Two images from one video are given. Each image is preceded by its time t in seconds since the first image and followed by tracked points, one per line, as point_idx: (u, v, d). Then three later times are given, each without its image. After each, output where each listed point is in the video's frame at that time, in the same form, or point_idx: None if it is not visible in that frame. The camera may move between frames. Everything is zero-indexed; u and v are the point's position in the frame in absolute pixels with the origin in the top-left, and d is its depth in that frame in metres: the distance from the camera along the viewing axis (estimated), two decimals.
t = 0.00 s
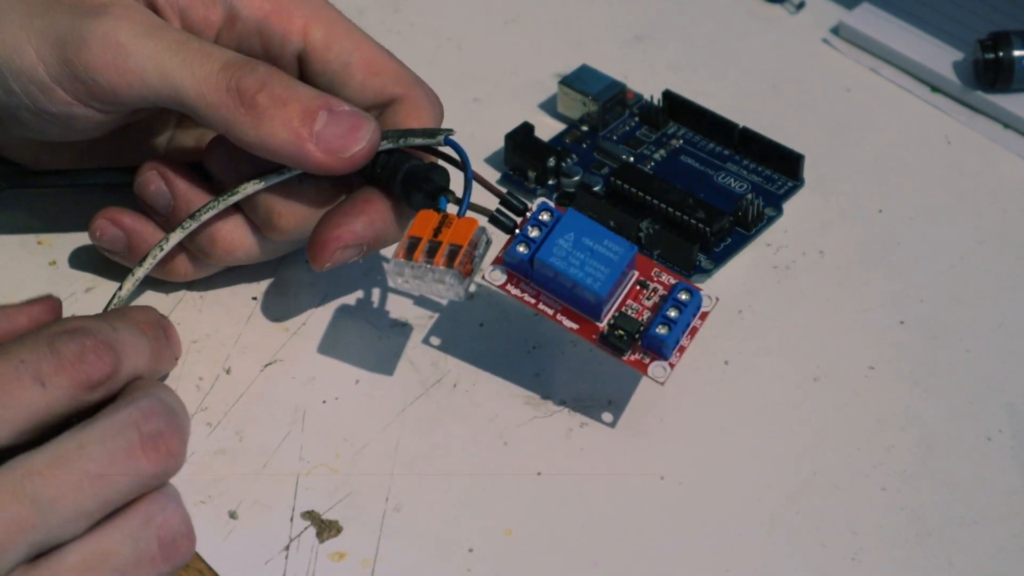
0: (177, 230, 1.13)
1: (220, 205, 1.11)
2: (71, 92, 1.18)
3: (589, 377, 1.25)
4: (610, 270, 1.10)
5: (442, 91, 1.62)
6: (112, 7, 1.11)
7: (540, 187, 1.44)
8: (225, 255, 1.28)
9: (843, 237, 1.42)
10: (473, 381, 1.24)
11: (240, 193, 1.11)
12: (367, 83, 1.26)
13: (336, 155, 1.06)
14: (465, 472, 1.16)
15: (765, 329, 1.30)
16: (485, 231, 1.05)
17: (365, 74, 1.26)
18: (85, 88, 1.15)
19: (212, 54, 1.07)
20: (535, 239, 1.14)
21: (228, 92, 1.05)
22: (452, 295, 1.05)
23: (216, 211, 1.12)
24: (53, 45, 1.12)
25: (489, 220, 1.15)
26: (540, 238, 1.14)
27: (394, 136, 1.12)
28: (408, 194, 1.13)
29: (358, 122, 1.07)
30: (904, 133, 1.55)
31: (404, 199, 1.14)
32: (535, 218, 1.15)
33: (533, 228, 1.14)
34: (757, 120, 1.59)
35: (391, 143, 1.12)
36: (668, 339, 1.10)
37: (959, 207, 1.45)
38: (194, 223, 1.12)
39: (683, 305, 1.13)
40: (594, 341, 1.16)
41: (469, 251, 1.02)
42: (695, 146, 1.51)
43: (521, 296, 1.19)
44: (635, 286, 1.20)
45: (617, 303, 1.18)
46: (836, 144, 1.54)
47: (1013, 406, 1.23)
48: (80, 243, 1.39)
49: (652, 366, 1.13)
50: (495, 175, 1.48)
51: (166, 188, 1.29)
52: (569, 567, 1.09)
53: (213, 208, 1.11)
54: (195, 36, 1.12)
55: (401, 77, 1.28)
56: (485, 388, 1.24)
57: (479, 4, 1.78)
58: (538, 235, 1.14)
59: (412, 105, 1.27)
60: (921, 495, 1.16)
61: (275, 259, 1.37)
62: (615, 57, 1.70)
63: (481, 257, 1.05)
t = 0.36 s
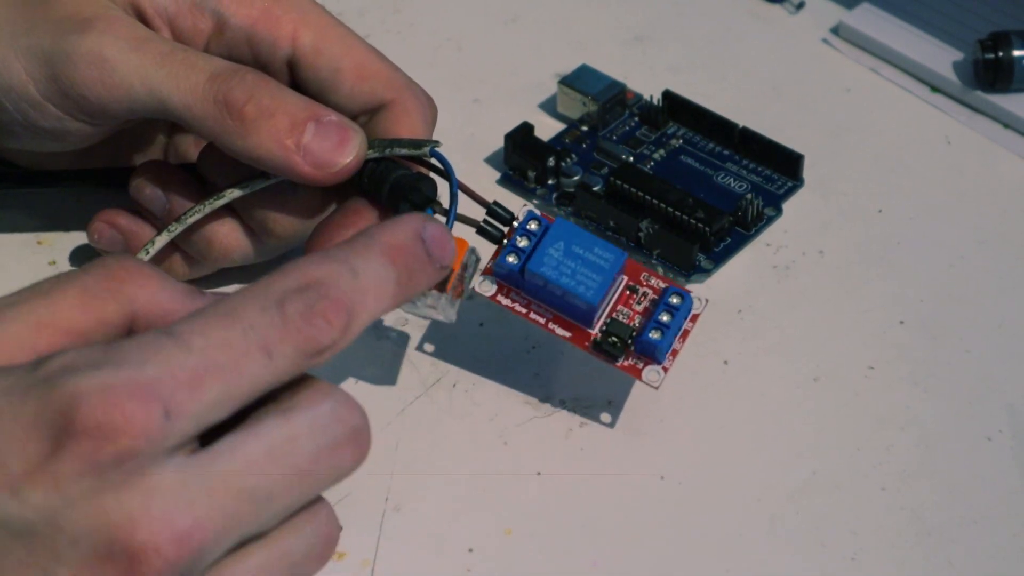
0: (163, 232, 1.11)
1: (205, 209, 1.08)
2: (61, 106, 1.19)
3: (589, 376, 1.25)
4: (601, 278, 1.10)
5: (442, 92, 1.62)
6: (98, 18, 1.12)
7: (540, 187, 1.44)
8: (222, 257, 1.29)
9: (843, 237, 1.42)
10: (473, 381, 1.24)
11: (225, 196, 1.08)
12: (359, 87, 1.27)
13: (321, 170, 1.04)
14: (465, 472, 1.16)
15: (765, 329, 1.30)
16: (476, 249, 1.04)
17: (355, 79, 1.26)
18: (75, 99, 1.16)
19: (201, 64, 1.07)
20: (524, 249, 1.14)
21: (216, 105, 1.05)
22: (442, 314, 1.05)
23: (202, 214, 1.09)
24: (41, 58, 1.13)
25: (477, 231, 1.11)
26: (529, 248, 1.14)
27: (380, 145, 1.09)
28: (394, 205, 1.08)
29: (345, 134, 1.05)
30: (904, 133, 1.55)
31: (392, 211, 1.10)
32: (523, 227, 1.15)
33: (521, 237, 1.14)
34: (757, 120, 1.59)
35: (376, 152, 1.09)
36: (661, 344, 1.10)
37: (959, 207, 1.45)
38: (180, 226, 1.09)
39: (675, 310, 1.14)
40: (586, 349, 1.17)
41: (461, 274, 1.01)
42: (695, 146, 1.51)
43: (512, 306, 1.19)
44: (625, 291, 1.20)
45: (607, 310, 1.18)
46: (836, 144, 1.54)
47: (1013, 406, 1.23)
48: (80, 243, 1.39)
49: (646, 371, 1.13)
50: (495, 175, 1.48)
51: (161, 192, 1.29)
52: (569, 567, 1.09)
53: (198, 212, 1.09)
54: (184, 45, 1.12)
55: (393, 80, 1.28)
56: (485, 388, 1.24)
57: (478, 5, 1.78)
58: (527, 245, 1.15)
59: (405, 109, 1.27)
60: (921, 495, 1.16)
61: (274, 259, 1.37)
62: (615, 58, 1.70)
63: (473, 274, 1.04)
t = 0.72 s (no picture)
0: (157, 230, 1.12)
1: (199, 206, 1.09)
2: (60, 105, 1.19)
3: (590, 376, 1.25)
4: (610, 277, 1.11)
5: (442, 92, 1.62)
6: (98, 17, 1.12)
7: (540, 187, 1.44)
8: (217, 256, 1.29)
9: (843, 237, 1.42)
10: (474, 380, 1.25)
11: (219, 193, 1.09)
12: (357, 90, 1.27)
13: (318, 171, 1.05)
14: (465, 472, 1.16)
15: (766, 329, 1.30)
16: (478, 268, 1.11)
17: (353, 82, 1.27)
18: (74, 99, 1.16)
19: (200, 63, 1.07)
20: (529, 254, 1.14)
21: (214, 103, 1.05)
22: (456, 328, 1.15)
23: (197, 212, 1.10)
24: (40, 58, 1.13)
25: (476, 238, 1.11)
26: (533, 253, 1.14)
27: (376, 149, 1.10)
28: (393, 212, 1.07)
29: (343, 136, 1.05)
30: (904, 133, 1.55)
31: (390, 218, 1.09)
32: (525, 232, 1.15)
33: (525, 243, 1.14)
34: (757, 120, 1.59)
35: (371, 157, 1.09)
36: (671, 338, 1.12)
37: (959, 207, 1.45)
38: (173, 224, 1.10)
39: (682, 302, 1.15)
40: (596, 347, 1.18)
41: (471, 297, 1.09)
42: (695, 146, 1.51)
43: (519, 311, 1.19)
44: (625, 288, 1.21)
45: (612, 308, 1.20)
46: (837, 144, 1.54)
47: (1013, 406, 1.23)
48: (80, 243, 1.39)
49: (656, 364, 1.15)
50: (495, 175, 1.48)
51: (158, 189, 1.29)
52: (569, 567, 1.09)
53: (192, 210, 1.09)
54: (182, 43, 1.11)
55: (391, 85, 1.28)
56: (485, 388, 1.24)
57: (478, 5, 1.78)
58: (530, 249, 1.14)
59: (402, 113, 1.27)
60: (921, 495, 1.16)
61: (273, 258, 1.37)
62: (615, 58, 1.70)
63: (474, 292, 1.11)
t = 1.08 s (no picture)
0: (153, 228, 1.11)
1: (195, 203, 1.09)
2: (58, 113, 1.19)
3: (589, 376, 1.25)
4: (613, 272, 1.13)
5: (442, 91, 1.62)
6: (95, 23, 1.12)
7: (540, 187, 1.44)
8: (211, 257, 1.29)
9: (844, 237, 1.42)
10: (473, 381, 1.25)
11: (216, 191, 1.10)
12: (355, 92, 1.27)
13: (319, 171, 1.05)
14: (465, 472, 1.16)
15: (766, 329, 1.30)
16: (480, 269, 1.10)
17: (351, 84, 1.27)
18: (73, 106, 1.16)
19: (198, 67, 1.07)
20: (531, 254, 1.14)
21: (213, 106, 1.05)
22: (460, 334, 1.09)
23: (193, 210, 1.09)
24: (37, 65, 1.13)
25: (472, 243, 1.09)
26: (534, 252, 1.14)
27: (373, 150, 1.11)
28: (387, 221, 1.06)
29: (341, 135, 1.05)
30: (904, 133, 1.55)
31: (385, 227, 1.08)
32: (524, 233, 1.15)
33: (525, 243, 1.14)
34: (758, 120, 1.59)
35: (369, 157, 1.11)
36: (677, 331, 1.13)
37: (959, 206, 1.45)
38: (170, 221, 1.09)
39: (682, 296, 1.15)
40: (600, 345, 1.18)
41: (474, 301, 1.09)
42: (695, 146, 1.51)
43: (520, 312, 1.19)
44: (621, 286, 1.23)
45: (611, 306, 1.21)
46: (837, 144, 1.54)
47: (1013, 406, 1.23)
48: (80, 243, 1.39)
49: (658, 358, 1.16)
50: (495, 176, 1.48)
51: (155, 191, 1.29)
52: (570, 567, 1.09)
53: (188, 207, 1.09)
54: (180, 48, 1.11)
55: (387, 87, 1.28)
56: (485, 389, 1.24)
57: (478, 5, 1.78)
58: (531, 250, 1.14)
59: (399, 115, 1.27)
60: (921, 495, 1.16)
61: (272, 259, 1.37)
62: (615, 57, 1.70)
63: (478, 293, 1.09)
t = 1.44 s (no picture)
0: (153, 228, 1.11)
1: (195, 205, 1.09)
2: (58, 113, 1.19)
3: (589, 376, 1.25)
4: (612, 270, 1.12)
5: (442, 91, 1.62)
6: (94, 25, 1.12)
7: (540, 187, 1.44)
8: (212, 257, 1.30)
9: (844, 237, 1.42)
10: (473, 381, 1.25)
11: (215, 192, 1.10)
12: (353, 92, 1.27)
13: (319, 171, 1.05)
14: (465, 472, 1.16)
15: (766, 329, 1.30)
16: (477, 267, 1.09)
17: (349, 84, 1.26)
18: (72, 105, 1.16)
19: (197, 67, 1.07)
20: (530, 252, 1.14)
21: (212, 108, 1.05)
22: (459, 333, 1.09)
23: (192, 210, 1.09)
24: (36, 66, 1.13)
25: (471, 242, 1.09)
26: (533, 251, 1.14)
27: (371, 149, 1.12)
28: (385, 218, 1.06)
29: (340, 135, 1.05)
30: (904, 133, 1.55)
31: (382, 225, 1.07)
32: (522, 232, 1.15)
33: (524, 241, 1.14)
34: (759, 120, 1.59)
35: (368, 156, 1.11)
36: (677, 328, 1.13)
37: (959, 206, 1.45)
38: (170, 221, 1.09)
39: (681, 294, 1.16)
40: (598, 343, 1.18)
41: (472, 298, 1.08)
42: (695, 146, 1.51)
43: (519, 310, 1.19)
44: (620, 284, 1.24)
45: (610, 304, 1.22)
46: (837, 144, 1.54)
47: (1013, 406, 1.23)
48: (81, 243, 1.39)
49: (658, 356, 1.16)
50: (496, 176, 1.48)
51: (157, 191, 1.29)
52: (570, 567, 1.09)
53: (188, 208, 1.09)
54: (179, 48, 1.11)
55: (387, 86, 1.28)
56: (485, 389, 1.24)
57: (479, 5, 1.78)
58: (530, 248, 1.14)
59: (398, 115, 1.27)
60: (921, 495, 1.16)
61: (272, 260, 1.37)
62: (616, 57, 1.70)
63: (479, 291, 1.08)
